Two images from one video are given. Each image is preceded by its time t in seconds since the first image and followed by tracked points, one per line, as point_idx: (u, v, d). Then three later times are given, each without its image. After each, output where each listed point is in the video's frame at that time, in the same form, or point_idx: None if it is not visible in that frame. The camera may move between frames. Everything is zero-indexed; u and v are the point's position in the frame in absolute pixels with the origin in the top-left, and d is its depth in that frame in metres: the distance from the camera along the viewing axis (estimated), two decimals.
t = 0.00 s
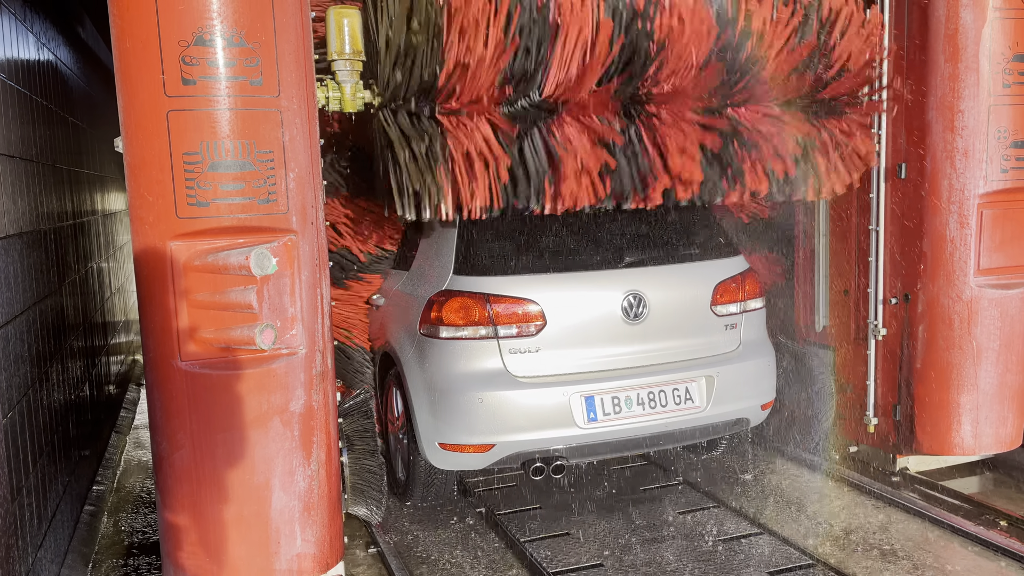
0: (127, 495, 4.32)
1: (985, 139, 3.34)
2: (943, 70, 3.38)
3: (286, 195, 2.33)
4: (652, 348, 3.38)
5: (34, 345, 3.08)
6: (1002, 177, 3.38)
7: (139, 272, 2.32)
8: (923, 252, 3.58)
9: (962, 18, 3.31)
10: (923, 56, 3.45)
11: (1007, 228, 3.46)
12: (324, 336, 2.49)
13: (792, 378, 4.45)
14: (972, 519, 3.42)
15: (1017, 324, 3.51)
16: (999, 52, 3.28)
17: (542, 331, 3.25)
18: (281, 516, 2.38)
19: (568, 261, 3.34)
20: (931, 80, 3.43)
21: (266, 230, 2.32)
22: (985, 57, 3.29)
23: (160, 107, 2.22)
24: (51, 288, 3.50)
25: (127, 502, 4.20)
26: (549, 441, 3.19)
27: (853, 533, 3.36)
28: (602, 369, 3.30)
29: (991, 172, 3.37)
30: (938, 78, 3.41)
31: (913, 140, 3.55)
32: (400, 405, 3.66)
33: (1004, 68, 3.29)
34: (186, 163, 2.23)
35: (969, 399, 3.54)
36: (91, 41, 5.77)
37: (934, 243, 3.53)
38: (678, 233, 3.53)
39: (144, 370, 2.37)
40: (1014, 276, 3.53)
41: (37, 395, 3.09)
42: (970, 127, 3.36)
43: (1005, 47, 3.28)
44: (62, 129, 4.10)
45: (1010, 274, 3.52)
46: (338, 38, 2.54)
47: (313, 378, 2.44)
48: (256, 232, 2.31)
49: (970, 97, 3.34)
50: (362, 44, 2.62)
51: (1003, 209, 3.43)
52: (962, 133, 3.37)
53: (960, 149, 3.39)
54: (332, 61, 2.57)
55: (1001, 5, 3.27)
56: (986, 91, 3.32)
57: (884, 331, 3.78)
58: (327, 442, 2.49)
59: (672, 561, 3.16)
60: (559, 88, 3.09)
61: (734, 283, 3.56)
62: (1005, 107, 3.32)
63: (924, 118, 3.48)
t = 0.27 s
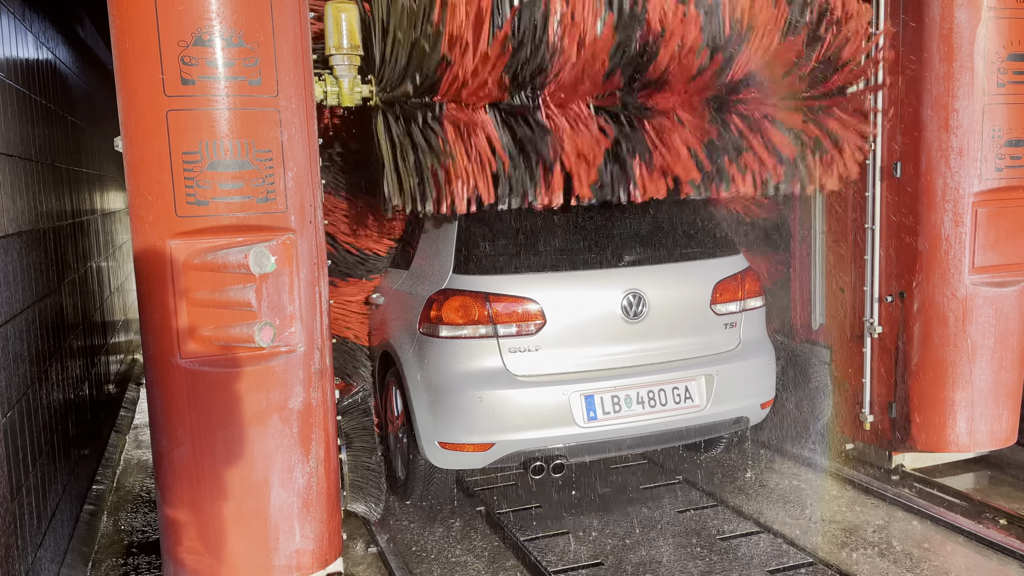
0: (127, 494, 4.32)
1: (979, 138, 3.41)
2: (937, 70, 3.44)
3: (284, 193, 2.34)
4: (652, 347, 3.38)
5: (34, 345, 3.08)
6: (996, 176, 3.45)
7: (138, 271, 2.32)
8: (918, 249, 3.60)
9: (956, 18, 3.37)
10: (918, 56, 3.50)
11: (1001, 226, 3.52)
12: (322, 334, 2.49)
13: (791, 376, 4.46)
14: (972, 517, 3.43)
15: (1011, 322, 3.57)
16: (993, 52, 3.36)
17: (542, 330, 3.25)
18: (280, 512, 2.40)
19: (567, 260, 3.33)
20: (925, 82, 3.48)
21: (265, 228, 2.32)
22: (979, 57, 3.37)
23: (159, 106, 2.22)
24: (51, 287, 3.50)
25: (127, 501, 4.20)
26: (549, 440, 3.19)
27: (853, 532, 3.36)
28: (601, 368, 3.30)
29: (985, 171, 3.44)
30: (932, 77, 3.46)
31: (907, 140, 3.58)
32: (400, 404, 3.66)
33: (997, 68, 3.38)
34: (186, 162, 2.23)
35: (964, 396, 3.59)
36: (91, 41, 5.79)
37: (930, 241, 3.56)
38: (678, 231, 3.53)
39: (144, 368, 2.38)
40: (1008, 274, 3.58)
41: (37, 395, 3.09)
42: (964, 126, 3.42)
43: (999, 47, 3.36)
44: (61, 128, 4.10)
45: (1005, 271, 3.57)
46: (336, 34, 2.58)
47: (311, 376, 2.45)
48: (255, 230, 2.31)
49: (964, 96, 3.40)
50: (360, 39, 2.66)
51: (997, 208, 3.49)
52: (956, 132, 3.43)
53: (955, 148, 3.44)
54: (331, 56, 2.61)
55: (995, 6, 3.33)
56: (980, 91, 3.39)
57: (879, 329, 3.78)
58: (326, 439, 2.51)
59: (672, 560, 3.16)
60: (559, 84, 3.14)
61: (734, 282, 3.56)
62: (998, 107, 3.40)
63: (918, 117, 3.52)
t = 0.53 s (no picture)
0: (127, 492, 4.32)
1: (977, 136, 3.48)
2: (937, 68, 3.50)
3: (284, 191, 2.34)
4: (652, 345, 3.38)
5: (33, 343, 3.08)
6: (994, 175, 3.52)
7: (139, 270, 2.32)
8: (914, 247, 3.66)
9: (955, 16, 3.43)
10: (917, 56, 3.56)
11: (999, 224, 3.58)
12: (322, 332, 2.50)
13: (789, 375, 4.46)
14: (972, 515, 3.43)
15: (1009, 319, 3.63)
16: (990, 50, 3.42)
17: (542, 329, 3.25)
18: (280, 509, 2.41)
19: (568, 258, 3.33)
20: (925, 80, 3.54)
21: (265, 226, 2.32)
22: (977, 55, 3.43)
23: (160, 104, 2.22)
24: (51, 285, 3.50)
25: (127, 500, 4.20)
26: (550, 438, 3.19)
27: (854, 530, 3.36)
28: (601, 366, 3.30)
29: (983, 169, 3.51)
30: (930, 77, 3.52)
31: (906, 140, 3.64)
32: (400, 402, 3.66)
33: (995, 66, 3.44)
34: (186, 160, 2.23)
35: (962, 393, 3.65)
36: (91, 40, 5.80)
37: (928, 240, 3.62)
38: (679, 230, 3.54)
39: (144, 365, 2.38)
40: (1007, 272, 3.63)
41: (36, 393, 3.09)
42: (963, 124, 3.48)
43: (997, 45, 3.42)
44: (61, 127, 4.10)
45: (1004, 270, 3.62)
46: (335, 21, 2.65)
47: (311, 374, 2.45)
48: (255, 229, 2.31)
49: (963, 94, 3.46)
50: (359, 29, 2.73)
51: (995, 206, 3.56)
52: (955, 130, 3.49)
53: (952, 147, 3.51)
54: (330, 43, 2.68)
55: (994, 4, 3.40)
56: (978, 88, 3.45)
57: (877, 326, 3.84)
58: (325, 436, 2.51)
59: (673, 558, 3.16)
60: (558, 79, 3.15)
61: (734, 280, 3.56)
62: (997, 105, 3.46)
63: (916, 116, 3.59)
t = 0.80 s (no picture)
0: (126, 491, 4.32)
1: (976, 135, 3.48)
2: (936, 68, 3.52)
3: (284, 191, 2.34)
4: (652, 345, 3.38)
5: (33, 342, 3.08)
6: (993, 174, 3.52)
7: (139, 268, 2.32)
8: (913, 246, 3.68)
9: (954, 16, 3.44)
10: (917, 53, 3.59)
11: (998, 223, 3.58)
12: (322, 331, 2.50)
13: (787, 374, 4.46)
14: (972, 514, 3.43)
15: (1007, 319, 3.63)
16: (989, 50, 3.42)
17: (542, 328, 3.25)
18: (280, 508, 2.41)
19: (567, 257, 3.34)
20: (925, 79, 3.56)
21: (265, 226, 2.32)
22: (976, 55, 3.43)
23: (160, 103, 2.22)
24: (50, 284, 3.50)
25: (127, 499, 4.21)
26: (549, 437, 3.19)
27: (853, 529, 3.36)
28: (601, 365, 3.30)
29: (982, 168, 3.51)
30: (929, 75, 3.55)
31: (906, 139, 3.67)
32: (399, 401, 3.66)
33: (994, 66, 3.44)
34: (186, 160, 2.23)
35: (961, 392, 3.65)
36: (91, 40, 5.80)
37: (927, 239, 3.62)
38: (679, 229, 3.54)
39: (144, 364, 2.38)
40: (1005, 271, 3.64)
41: (36, 392, 3.09)
42: (961, 123, 3.49)
43: (996, 45, 3.42)
44: (61, 126, 4.11)
45: (1002, 269, 3.62)
46: (335, 18, 2.65)
47: (311, 372, 2.46)
48: (255, 228, 2.31)
49: (962, 93, 3.47)
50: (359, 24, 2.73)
51: (994, 205, 3.56)
52: (954, 130, 3.50)
53: (951, 146, 3.51)
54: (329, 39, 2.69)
55: (993, 3, 3.39)
56: (977, 88, 3.45)
57: (876, 325, 3.84)
58: (325, 435, 2.51)
59: (673, 557, 3.16)
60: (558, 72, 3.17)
61: (734, 279, 3.56)
62: (996, 104, 3.46)
63: (915, 115, 3.61)
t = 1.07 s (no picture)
0: (127, 490, 4.33)
1: (972, 135, 3.48)
2: (931, 68, 3.50)
3: (283, 190, 2.34)
4: (652, 344, 3.38)
5: (34, 341, 3.08)
6: (988, 174, 3.52)
7: (138, 267, 2.32)
8: (910, 246, 3.67)
9: (950, 16, 3.43)
10: (911, 54, 3.57)
11: (993, 223, 3.58)
12: (321, 330, 2.50)
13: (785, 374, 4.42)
14: (972, 514, 3.43)
15: (1003, 318, 3.63)
16: (985, 50, 3.43)
17: (541, 327, 3.25)
18: (280, 505, 2.41)
19: (567, 257, 3.34)
20: (919, 79, 3.54)
21: (264, 225, 2.33)
22: (971, 55, 3.43)
23: (159, 103, 2.22)
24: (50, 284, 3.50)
25: (127, 498, 4.21)
26: (549, 437, 3.19)
27: (852, 528, 3.36)
28: (601, 365, 3.31)
29: (977, 168, 3.51)
30: (925, 75, 3.52)
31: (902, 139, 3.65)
32: (399, 400, 3.66)
33: (990, 66, 3.44)
34: (186, 159, 2.24)
35: (956, 390, 3.64)
36: (91, 39, 5.80)
37: (922, 240, 3.63)
38: (680, 228, 3.55)
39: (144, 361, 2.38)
40: (1000, 270, 3.64)
41: (37, 391, 3.10)
42: (957, 123, 3.48)
43: (991, 45, 3.43)
44: (61, 125, 4.10)
45: (997, 268, 3.63)
46: (334, 18, 2.66)
47: (310, 371, 2.46)
48: (255, 227, 2.31)
49: (957, 93, 3.46)
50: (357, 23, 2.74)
51: (989, 204, 3.56)
52: (949, 130, 3.50)
53: (947, 146, 3.51)
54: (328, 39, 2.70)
55: (988, 4, 3.40)
56: (972, 88, 3.45)
57: (872, 324, 3.86)
58: (324, 433, 2.52)
59: (673, 557, 3.16)
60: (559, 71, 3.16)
61: (734, 279, 3.56)
62: (992, 104, 3.46)
63: (912, 114, 3.60)
